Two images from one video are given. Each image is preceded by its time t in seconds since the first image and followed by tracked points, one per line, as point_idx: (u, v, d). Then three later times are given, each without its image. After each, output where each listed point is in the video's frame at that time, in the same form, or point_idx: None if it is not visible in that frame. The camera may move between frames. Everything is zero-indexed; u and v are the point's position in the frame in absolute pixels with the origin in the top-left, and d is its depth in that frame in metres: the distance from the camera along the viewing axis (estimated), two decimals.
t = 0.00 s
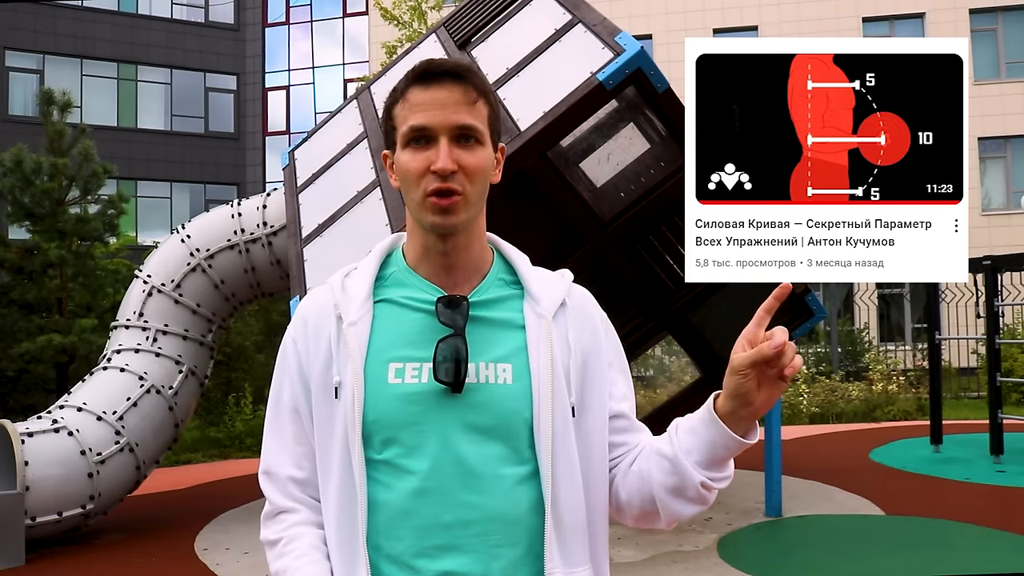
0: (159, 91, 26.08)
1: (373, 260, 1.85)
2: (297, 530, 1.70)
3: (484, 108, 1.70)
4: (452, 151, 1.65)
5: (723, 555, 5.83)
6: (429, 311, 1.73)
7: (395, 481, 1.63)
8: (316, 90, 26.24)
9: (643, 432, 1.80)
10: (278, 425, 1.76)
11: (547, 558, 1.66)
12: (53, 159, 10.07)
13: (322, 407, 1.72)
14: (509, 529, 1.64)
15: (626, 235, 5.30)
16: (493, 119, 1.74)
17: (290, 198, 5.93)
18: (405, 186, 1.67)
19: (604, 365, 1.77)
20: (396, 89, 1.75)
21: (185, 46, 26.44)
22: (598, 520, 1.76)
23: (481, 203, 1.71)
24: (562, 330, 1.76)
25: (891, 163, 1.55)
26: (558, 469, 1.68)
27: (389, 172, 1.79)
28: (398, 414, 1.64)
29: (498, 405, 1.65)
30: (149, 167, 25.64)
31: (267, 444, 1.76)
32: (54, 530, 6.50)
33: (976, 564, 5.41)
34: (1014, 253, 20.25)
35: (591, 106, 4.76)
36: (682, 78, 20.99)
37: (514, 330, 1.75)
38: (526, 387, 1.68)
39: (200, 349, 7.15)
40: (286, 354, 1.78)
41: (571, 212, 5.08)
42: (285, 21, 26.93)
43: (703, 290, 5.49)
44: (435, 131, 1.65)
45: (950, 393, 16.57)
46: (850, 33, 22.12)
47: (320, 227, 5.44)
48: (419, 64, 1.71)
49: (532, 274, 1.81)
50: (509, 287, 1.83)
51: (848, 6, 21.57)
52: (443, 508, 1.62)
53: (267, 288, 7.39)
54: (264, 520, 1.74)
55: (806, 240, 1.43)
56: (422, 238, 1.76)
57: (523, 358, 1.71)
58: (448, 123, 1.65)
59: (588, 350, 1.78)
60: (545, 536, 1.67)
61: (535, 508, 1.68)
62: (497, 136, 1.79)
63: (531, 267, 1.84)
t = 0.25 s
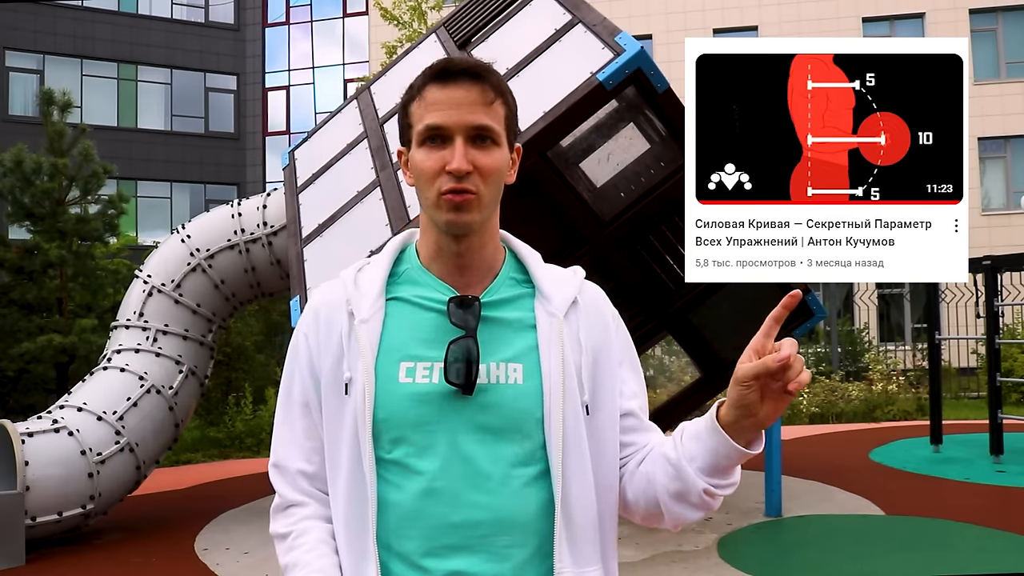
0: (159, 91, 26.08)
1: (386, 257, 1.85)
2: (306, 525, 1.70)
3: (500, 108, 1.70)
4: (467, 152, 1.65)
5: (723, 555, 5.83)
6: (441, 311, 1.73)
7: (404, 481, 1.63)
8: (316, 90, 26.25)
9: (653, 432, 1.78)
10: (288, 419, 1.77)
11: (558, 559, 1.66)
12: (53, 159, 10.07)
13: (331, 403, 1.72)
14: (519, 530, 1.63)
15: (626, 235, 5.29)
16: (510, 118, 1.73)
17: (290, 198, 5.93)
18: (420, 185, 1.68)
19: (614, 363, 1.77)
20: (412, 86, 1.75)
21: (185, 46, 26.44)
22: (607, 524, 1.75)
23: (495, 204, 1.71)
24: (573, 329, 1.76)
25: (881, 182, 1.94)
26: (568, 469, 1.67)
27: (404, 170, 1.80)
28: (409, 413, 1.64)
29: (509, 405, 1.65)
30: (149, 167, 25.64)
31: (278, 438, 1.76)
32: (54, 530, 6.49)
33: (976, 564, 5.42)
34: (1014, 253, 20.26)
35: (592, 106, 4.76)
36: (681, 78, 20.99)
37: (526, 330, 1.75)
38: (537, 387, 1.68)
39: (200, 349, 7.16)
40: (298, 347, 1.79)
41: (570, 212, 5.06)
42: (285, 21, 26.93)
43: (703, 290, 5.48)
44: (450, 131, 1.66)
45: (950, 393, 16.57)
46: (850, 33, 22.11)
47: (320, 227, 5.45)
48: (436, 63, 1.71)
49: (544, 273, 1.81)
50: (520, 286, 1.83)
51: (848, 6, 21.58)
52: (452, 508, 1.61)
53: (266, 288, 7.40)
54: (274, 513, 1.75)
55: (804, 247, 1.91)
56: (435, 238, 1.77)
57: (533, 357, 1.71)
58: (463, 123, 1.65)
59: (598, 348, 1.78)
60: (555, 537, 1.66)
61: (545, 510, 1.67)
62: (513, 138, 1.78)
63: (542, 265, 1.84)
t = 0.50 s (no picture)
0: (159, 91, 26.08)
1: (399, 245, 1.83)
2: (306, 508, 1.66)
3: (516, 104, 1.70)
4: (481, 146, 1.66)
5: (723, 555, 5.83)
6: (451, 307, 1.72)
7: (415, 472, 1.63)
8: (316, 90, 26.26)
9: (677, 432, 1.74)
10: (293, 401, 1.73)
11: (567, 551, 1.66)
12: (53, 159, 10.06)
13: (339, 390, 1.69)
14: (528, 523, 1.63)
15: (626, 235, 5.22)
16: (524, 115, 1.74)
17: (290, 198, 5.93)
18: (432, 176, 1.69)
19: (624, 357, 1.75)
20: (428, 81, 1.75)
21: (185, 46, 26.44)
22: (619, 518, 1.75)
23: (506, 200, 1.72)
24: (583, 321, 1.75)
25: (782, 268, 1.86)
26: (578, 461, 1.66)
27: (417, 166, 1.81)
28: (420, 405, 1.64)
29: (521, 401, 1.65)
30: (149, 167, 25.64)
31: (280, 418, 1.72)
32: (54, 530, 6.49)
33: (976, 564, 5.42)
34: (1014, 253, 20.26)
35: (592, 106, 4.76)
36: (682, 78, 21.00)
37: (537, 324, 1.73)
38: (547, 381, 1.68)
39: (200, 349, 7.15)
40: (305, 330, 1.76)
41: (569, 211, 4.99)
42: (285, 21, 26.93)
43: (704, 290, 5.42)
44: (465, 124, 1.66)
45: (950, 393, 16.57)
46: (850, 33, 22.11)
47: (320, 227, 5.44)
48: (452, 57, 1.71)
49: (556, 265, 1.79)
50: (530, 278, 1.81)
51: (848, 6, 21.58)
52: (461, 502, 1.61)
53: (267, 288, 7.39)
54: (270, 495, 1.69)
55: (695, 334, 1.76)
56: (446, 231, 1.75)
57: (543, 352, 1.70)
58: (478, 116, 1.66)
59: (607, 342, 1.76)
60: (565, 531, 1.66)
61: (555, 504, 1.67)
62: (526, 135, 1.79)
63: (553, 255, 1.82)
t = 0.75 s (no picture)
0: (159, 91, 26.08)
1: (412, 252, 1.81)
2: (332, 526, 1.65)
3: (526, 99, 1.69)
4: (492, 139, 1.65)
5: (724, 555, 5.83)
6: (462, 314, 1.70)
7: (430, 483, 1.63)
8: (316, 90, 26.25)
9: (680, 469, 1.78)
10: (308, 417, 1.71)
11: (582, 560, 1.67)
12: (53, 159, 10.07)
13: (356, 405, 1.68)
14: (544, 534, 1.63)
15: (625, 235, 5.22)
16: (536, 111, 1.73)
17: (290, 198, 5.93)
18: (442, 172, 1.67)
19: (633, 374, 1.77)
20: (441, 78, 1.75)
21: (185, 46, 26.44)
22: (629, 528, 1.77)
23: (519, 194, 1.70)
24: (594, 335, 1.76)
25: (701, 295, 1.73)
26: (592, 474, 1.68)
27: (428, 163, 1.79)
28: (435, 416, 1.63)
29: (534, 412, 1.64)
30: (149, 167, 25.64)
31: (298, 438, 1.70)
32: (54, 530, 6.49)
33: (976, 564, 5.41)
34: (1014, 253, 20.26)
35: (592, 106, 4.77)
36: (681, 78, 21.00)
37: (550, 336, 1.73)
38: (561, 392, 1.67)
39: (200, 349, 7.15)
40: (319, 345, 1.74)
41: (569, 212, 4.99)
42: (284, 21, 26.92)
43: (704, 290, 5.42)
44: (475, 118, 1.66)
45: (950, 393, 16.56)
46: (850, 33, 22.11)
47: (320, 227, 5.44)
48: (464, 54, 1.71)
49: (568, 276, 1.79)
50: (545, 286, 1.80)
51: (848, 6, 21.58)
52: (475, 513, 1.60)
53: (266, 288, 7.40)
54: (292, 514, 1.68)
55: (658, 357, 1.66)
56: (459, 232, 1.74)
57: (556, 363, 1.69)
58: (489, 111, 1.65)
59: (617, 358, 1.77)
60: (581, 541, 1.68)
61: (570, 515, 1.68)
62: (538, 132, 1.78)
63: (568, 265, 1.81)
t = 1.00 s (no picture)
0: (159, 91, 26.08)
1: (420, 257, 1.80)
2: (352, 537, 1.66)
3: (536, 101, 1.69)
4: (501, 141, 1.65)
5: (724, 555, 5.83)
6: (469, 316, 1.71)
7: (439, 490, 1.65)
8: (316, 90, 26.25)
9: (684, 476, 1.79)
10: (322, 429, 1.72)
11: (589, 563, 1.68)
12: (53, 159, 10.07)
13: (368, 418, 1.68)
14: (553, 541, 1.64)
15: (626, 235, 5.22)
16: (546, 111, 1.73)
17: (290, 198, 5.93)
18: (450, 173, 1.68)
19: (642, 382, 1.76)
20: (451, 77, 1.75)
21: (184, 46, 26.44)
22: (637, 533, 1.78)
23: (529, 195, 1.70)
24: (603, 340, 1.75)
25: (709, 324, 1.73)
26: (601, 482, 1.68)
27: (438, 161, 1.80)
28: (444, 423, 1.65)
29: (541, 419, 1.64)
30: (149, 167, 25.65)
31: (312, 450, 1.72)
32: (54, 530, 6.49)
33: (976, 564, 5.42)
34: (1014, 253, 20.27)
35: (592, 106, 4.77)
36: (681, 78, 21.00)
37: (558, 340, 1.72)
38: (569, 400, 1.67)
39: (200, 349, 7.15)
40: (330, 360, 1.74)
41: (569, 212, 4.99)
42: (284, 21, 26.92)
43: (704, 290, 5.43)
44: (484, 120, 1.66)
45: (950, 393, 16.57)
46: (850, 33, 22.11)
47: (320, 227, 5.44)
48: (474, 53, 1.70)
49: (578, 281, 1.78)
50: (554, 289, 1.80)
51: (848, 6, 21.59)
52: (483, 520, 1.63)
53: (267, 288, 7.40)
54: (311, 527, 1.70)
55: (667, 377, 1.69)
56: (467, 233, 1.75)
57: (565, 369, 1.69)
58: (498, 112, 1.65)
59: (627, 366, 1.77)
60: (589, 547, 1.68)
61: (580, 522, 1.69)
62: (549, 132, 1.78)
63: (580, 271, 1.80)
